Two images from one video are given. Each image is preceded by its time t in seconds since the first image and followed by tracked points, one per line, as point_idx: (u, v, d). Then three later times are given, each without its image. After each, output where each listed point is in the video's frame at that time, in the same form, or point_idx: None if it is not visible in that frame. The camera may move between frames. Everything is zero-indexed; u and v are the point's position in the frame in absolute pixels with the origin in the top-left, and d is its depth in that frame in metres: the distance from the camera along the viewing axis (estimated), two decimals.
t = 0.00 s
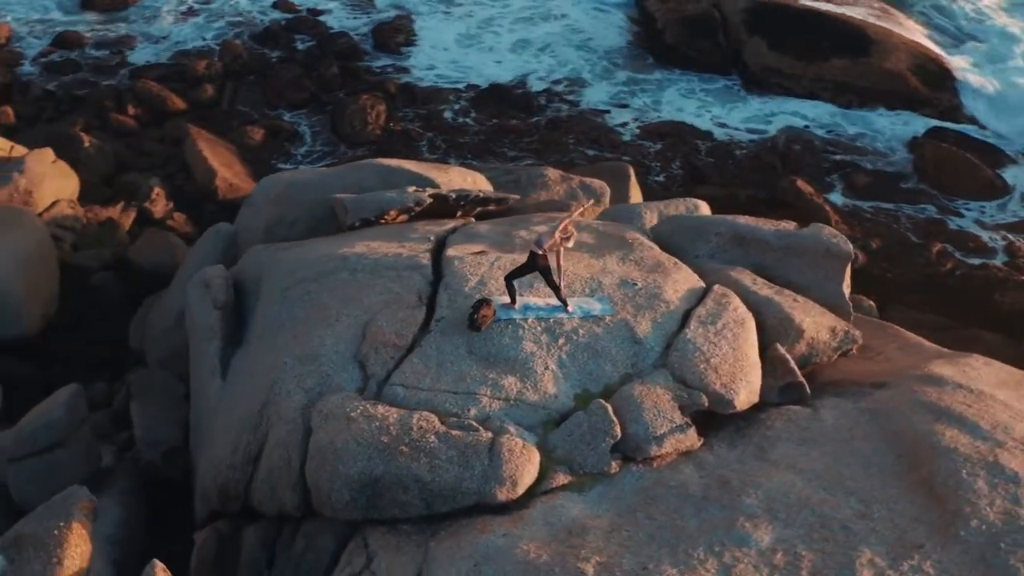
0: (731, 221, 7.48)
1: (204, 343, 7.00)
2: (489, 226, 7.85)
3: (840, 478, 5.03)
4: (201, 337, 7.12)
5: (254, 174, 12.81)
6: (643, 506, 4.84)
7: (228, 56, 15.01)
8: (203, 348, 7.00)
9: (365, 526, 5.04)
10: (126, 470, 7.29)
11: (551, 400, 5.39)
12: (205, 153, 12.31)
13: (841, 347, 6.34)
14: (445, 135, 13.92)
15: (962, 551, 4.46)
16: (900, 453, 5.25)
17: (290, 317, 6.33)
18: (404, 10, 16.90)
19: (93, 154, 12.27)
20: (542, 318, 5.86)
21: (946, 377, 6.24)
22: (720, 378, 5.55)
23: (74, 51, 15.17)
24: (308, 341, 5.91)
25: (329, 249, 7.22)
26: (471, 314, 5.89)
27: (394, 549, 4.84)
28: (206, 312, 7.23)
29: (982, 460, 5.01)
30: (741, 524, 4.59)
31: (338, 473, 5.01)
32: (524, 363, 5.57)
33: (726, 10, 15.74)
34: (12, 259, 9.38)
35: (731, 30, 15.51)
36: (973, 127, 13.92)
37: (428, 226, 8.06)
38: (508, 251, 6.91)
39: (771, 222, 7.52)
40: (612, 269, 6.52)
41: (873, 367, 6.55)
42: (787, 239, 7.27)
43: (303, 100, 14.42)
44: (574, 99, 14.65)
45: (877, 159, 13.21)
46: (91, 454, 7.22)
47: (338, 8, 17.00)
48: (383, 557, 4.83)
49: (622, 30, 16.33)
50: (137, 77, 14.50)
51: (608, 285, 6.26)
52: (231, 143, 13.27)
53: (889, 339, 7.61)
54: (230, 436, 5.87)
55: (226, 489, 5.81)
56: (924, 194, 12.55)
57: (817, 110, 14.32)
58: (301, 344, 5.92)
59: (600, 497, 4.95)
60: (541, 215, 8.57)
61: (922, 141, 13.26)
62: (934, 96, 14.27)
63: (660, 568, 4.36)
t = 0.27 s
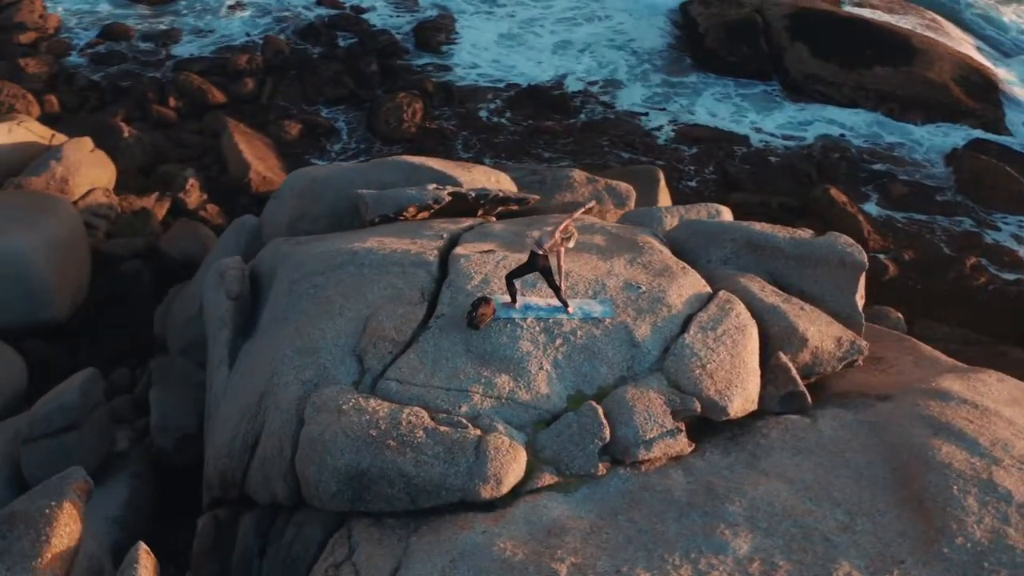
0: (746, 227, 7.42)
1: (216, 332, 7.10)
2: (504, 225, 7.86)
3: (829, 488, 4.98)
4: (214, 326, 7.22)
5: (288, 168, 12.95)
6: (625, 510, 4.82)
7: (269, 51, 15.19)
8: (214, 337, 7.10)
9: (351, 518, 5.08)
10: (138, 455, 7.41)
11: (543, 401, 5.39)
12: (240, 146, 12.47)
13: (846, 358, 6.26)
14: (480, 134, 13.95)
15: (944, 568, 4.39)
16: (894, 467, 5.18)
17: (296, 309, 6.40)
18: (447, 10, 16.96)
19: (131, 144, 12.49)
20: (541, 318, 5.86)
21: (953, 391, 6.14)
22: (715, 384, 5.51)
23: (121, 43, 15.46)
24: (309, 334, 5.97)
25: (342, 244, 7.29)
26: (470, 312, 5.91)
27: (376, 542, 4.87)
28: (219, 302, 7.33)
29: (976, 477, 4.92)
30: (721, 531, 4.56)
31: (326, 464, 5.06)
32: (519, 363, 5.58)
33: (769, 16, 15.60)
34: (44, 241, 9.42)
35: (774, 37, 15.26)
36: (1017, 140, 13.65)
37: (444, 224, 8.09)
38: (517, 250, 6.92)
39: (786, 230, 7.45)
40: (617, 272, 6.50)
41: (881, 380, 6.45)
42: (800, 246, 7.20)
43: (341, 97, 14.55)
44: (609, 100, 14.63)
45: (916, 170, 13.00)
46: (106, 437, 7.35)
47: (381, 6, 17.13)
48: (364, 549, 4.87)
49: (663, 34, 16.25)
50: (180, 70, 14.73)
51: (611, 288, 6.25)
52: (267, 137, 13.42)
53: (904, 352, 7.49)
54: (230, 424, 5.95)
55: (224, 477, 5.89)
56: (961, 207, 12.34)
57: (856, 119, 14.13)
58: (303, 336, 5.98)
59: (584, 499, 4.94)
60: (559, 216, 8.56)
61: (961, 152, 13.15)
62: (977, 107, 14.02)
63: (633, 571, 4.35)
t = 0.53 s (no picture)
0: (758, 231, 7.36)
1: (226, 323, 7.18)
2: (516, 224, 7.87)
3: (818, 496, 4.94)
4: (224, 316, 7.30)
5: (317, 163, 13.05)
6: (609, 512, 4.82)
7: (304, 46, 15.31)
8: (224, 327, 7.19)
9: (340, 511, 5.12)
10: (150, 442, 7.51)
11: (535, 400, 5.40)
12: (270, 140, 12.58)
13: (849, 366, 6.20)
14: (509, 133, 13.97)
15: None
16: (887, 477, 5.12)
17: (301, 302, 6.45)
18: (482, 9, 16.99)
19: (164, 136, 12.67)
20: (541, 317, 5.85)
21: (959, 403, 6.05)
22: (709, 389, 5.49)
23: (160, 37, 15.69)
24: (310, 326, 6.02)
25: (353, 238, 7.33)
26: (470, 309, 5.92)
27: (362, 535, 4.91)
28: (231, 292, 7.40)
29: (969, 491, 4.84)
30: (702, 536, 4.56)
31: (316, 456, 5.10)
32: (515, 361, 5.58)
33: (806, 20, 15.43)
34: (71, 231, 9.57)
35: (809, 42, 15.04)
36: None
37: (458, 222, 8.12)
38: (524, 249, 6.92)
39: (800, 236, 7.38)
40: (622, 273, 6.48)
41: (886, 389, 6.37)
42: (812, 253, 7.12)
43: (373, 93, 14.63)
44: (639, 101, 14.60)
45: (948, 180, 12.81)
46: (118, 424, 7.46)
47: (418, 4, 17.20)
48: (349, 541, 4.90)
49: (698, 36, 16.14)
50: (216, 64, 14.91)
51: (613, 289, 6.23)
52: (298, 132, 13.54)
53: (917, 362, 7.38)
54: (231, 414, 6.01)
55: (223, 465, 5.96)
56: (993, 218, 12.14)
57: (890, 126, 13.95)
58: (304, 328, 6.02)
59: (569, 498, 4.94)
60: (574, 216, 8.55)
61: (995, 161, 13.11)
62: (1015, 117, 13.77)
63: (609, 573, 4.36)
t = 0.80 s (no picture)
0: (771, 237, 7.30)
1: (237, 314, 7.27)
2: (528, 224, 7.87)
3: (806, 505, 4.89)
4: (236, 308, 7.39)
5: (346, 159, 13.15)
6: (593, 512, 4.81)
7: (339, 43, 15.42)
8: (235, 319, 7.27)
9: (329, 503, 5.17)
10: (162, 430, 7.61)
11: (528, 399, 5.40)
12: (299, 135, 12.69)
13: (852, 375, 6.12)
14: (538, 133, 13.96)
15: None
16: (880, 488, 5.06)
17: (306, 295, 6.50)
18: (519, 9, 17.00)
19: (196, 129, 12.84)
20: (540, 316, 5.85)
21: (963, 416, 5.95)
22: (704, 393, 5.46)
23: (199, 31, 15.89)
24: (312, 320, 6.07)
25: (364, 233, 7.38)
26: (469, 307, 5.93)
27: (348, 528, 4.94)
28: (243, 284, 7.49)
29: (961, 504, 4.77)
30: (683, 540, 4.54)
31: (307, 448, 5.14)
32: (510, 360, 5.59)
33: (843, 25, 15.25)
34: (98, 220, 9.65)
35: (845, 48, 14.90)
36: None
37: (472, 220, 8.14)
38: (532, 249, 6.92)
39: (814, 242, 7.30)
40: (627, 275, 6.45)
41: (893, 399, 6.28)
42: (823, 260, 7.05)
43: (405, 91, 14.70)
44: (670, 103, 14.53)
45: (982, 190, 12.61)
46: (131, 412, 7.56)
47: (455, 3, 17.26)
48: (335, 533, 4.95)
49: (734, 39, 16.02)
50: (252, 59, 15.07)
51: (616, 290, 6.21)
52: (328, 127, 13.64)
53: (929, 374, 7.28)
54: (233, 404, 6.09)
55: (223, 455, 6.04)
56: None
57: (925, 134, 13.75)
58: (306, 322, 6.08)
59: (555, 498, 4.94)
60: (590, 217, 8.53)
61: None
62: None
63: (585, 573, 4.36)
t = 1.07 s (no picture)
0: (783, 243, 7.23)
1: (247, 306, 7.34)
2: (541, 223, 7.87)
3: (793, 512, 4.85)
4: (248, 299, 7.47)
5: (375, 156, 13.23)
6: (577, 513, 4.81)
7: (373, 40, 15.52)
8: (246, 310, 7.35)
9: (320, 495, 5.21)
10: (173, 419, 7.71)
11: (522, 399, 5.41)
12: (329, 131, 12.78)
13: (856, 384, 6.05)
14: (568, 134, 13.95)
15: None
16: (871, 498, 5.00)
17: (313, 288, 6.56)
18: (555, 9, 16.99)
19: (228, 122, 12.99)
20: (539, 316, 5.86)
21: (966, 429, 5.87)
22: (698, 398, 5.43)
23: (237, 26, 16.07)
24: (315, 313, 6.12)
25: (375, 228, 7.42)
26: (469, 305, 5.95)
27: (336, 521, 4.99)
28: (255, 276, 7.56)
29: (951, 517, 4.70)
30: (664, 544, 4.54)
31: (300, 440, 5.20)
32: (506, 358, 5.60)
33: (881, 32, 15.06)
34: (124, 211, 9.66)
35: (882, 55, 14.72)
36: None
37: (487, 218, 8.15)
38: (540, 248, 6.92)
39: (827, 249, 7.23)
40: (631, 277, 6.43)
41: (898, 409, 6.19)
42: (834, 267, 6.98)
43: (437, 89, 14.75)
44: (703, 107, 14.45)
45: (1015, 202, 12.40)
46: (144, 400, 7.67)
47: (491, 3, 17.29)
48: (322, 524, 4.99)
49: (770, 44, 15.89)
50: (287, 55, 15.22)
51: (618, 292, 6.20)
52: (359, 124, 13.73)
53: (941, 385, 7.17)
54: (235, 394, 6.16)
55: (224, 443, 6.11)
56: None
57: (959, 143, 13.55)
58: (309, 315, 6.13)
59: (541, 497, 4.94)
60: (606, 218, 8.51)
61: None
62: None
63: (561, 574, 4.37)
